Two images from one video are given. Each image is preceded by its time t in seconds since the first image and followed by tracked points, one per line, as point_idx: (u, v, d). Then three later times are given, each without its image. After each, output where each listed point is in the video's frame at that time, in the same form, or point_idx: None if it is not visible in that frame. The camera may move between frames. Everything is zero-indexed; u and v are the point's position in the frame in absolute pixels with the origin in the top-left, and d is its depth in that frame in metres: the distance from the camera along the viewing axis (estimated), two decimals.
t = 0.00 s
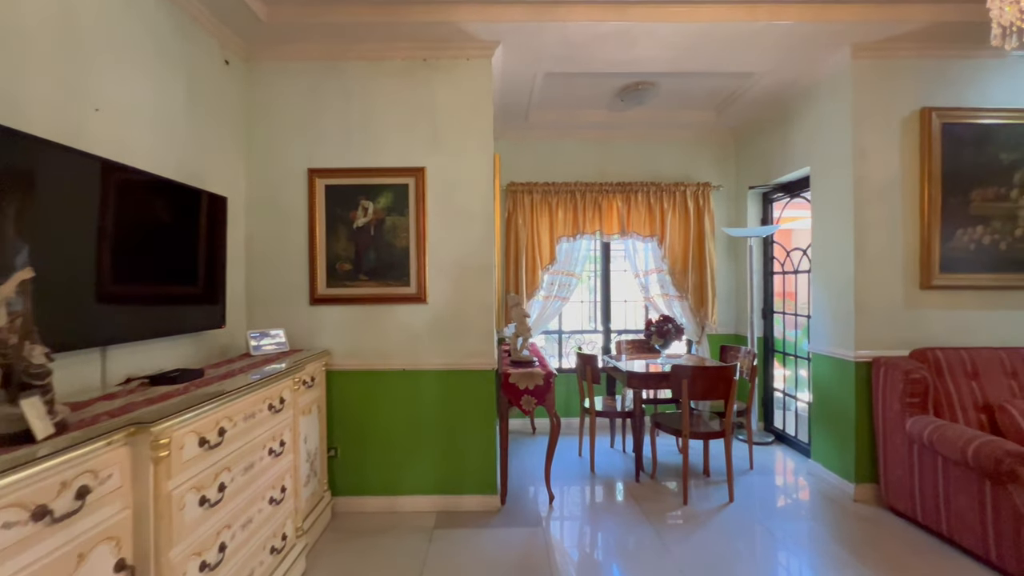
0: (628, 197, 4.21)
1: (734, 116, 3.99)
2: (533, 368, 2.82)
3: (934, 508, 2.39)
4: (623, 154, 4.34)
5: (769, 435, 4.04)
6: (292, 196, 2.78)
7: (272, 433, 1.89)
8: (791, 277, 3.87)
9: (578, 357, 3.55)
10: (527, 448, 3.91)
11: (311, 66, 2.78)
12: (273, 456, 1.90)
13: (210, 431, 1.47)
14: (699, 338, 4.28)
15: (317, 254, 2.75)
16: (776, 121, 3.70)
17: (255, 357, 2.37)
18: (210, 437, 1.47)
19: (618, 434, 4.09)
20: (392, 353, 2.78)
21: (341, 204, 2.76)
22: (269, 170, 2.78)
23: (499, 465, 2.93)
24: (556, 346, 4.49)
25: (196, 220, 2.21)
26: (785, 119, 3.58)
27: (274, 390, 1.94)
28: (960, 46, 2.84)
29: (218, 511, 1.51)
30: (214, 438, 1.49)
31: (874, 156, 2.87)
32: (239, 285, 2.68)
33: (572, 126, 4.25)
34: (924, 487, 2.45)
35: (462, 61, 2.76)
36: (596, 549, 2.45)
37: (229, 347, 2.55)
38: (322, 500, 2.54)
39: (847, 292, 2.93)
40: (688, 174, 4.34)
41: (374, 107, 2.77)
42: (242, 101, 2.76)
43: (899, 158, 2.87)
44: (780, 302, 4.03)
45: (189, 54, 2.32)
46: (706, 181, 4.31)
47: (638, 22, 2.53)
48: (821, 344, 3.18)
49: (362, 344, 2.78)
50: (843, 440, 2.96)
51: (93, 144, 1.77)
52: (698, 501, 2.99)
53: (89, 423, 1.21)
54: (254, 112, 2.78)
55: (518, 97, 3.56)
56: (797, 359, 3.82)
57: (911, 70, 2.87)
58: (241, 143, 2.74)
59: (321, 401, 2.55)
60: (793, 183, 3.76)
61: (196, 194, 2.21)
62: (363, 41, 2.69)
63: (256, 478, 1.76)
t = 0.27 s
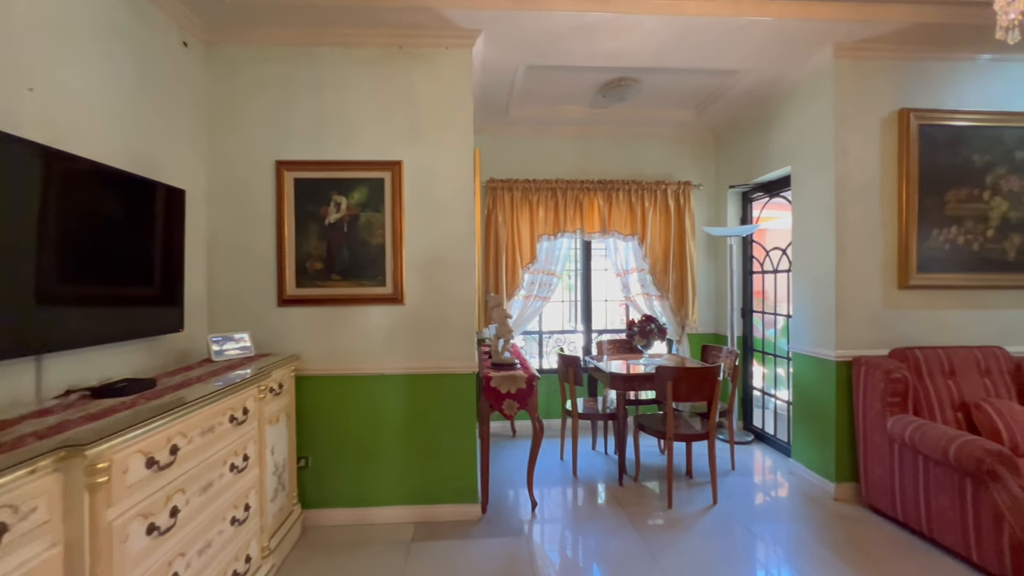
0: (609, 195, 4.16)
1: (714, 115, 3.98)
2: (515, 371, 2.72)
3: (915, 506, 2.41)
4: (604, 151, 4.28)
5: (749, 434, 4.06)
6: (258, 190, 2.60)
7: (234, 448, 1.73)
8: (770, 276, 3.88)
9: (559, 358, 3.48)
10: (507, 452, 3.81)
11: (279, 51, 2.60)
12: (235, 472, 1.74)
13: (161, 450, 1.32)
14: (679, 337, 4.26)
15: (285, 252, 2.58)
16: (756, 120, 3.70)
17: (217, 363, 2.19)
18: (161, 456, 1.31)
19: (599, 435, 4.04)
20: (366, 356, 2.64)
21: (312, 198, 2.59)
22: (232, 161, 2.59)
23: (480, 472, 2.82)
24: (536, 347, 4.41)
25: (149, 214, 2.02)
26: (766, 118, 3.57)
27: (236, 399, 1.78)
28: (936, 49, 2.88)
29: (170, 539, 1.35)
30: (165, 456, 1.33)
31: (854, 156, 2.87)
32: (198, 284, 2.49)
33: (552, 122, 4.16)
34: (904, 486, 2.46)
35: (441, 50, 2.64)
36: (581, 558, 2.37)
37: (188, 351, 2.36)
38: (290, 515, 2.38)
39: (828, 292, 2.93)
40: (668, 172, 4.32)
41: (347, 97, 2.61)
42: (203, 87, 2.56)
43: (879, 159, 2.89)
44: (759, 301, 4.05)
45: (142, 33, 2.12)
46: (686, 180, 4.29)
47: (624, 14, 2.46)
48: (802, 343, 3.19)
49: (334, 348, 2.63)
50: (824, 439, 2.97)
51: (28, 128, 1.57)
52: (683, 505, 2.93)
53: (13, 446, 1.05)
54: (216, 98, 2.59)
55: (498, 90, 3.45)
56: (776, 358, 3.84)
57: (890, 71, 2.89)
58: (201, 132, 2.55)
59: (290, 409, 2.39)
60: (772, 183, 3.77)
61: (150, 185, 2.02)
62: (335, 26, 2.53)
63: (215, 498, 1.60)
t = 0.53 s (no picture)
0: (597, 191, 4.09)
1: (702, 111, 3.94)
2: (502, 371, 2.63)
3: (905, 505, 2.39)
4: (592, 147, 4.21)
5: (736, 432, 4.04)
6: (230, 182, 2.45)
7: (201, 458, 1.60)
8: (758, 274, 3.87)
9: (547, 357, 3.40)
10: (494, 454, 3.71)
11: (253, 35, 2.45)
12: (202, 485, 1.61)
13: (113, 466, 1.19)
14: (667, 336, 4.23)
15: (260, 247, 2.44)
16: (744, 116, 3.68)
17: (185, 366, 2.05)
18: (114, 472, 1.19)
19: (587, 436, 3.97)
20: (347, 357, 2.52)
21: (288, 191, 2.46)
22: (203, 151, 2.44)
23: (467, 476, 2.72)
24: (523, 346, 4.32)
25: (110, 206, 1.87)
26: (754, 114, 3.54)
27: (204, 406, 1.64)
28: (924, 46, 2.88)
29: (124, 564, 1.22)
30: (118, 472, 1.20)
31: (844, 153, 2.86)
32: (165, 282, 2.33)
33: (539, 117, 4.07)
34: (895, 485, 2.45)
35: (425, 38, 2.52)
36: (572, 564, 2.30)
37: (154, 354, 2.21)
38: (266, 526, 2.25)
39: (818, 289, 2.91)
40: (656, 169, 4.27)
41: (326, 84, 2.48)
42: (170, 71, 2.40)
43: (868, 156, 2.87)
44: (747, 299, 4.03)
45: (102, 10, 1.96)
46: (674, 177, 4.25)
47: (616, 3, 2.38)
48: (791, 341, 3.17)
49: (313, 349, 2.50)
50: (814, 438, 2.95)
51: None
52: (674, 506, 2.87)
53: None
54: (184, 83, 2.43)
55: (484, 81, 3.35)
56: (763, 356, 3.83)
57: (879, 68, 2.88)
58: (168, 119, 2.39)
59: (266, 413, 2.25)
60: (760, 180, 3.75)
61: (111, 175, 1.87)
62: (313, 9, 2.39)
63: (178, 514, 1.47)
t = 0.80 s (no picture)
0: (589, 189, 4.01)
1: (695, 108, 3.88)
2: (493, 374, 2.52)
3: (905, 509, 2.34)
4: (584, 144, 4.13)
5: (730, 434, 3.99)
6: (205, 175, 2.31)
7: (165, 472, 1.47)
8: (752, 274, 3.82)
9: (539, 359, 3.30)
10: (484, 458, 3.60)
11: (229, 19, 2.32)
12: (167, 501, 1.49)
13: (58, 485, 1.06)
14: (660, 336, 4.16)
15: (237, 244, 2.31)
16: (738, 114, 3.62)
17: (154, 371, 1.91)
18: (59, 492, 1.06)
19: (579, 439, 3.89)
20: (330, 360, 2.39)
21: (267, 185, 2.33)
22: (175, 142, 2.30)
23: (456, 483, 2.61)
24: (514, 347, 4.23)
25: (72, 198, 1.73)
26: (748, 111, 3.49)
27: (170, 415, 1.51)
28: (919, 43, 2.85)
29: None
30: (65, 492, 1.08)
31: (841, 150, 2.81)
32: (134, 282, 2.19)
33: (530, 113, 3.98)
34: (893, 488, 2.40)
35: (412, 25, 2.41)
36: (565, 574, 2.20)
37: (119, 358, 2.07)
38: (241, 539, 2.12)
39: (814, 289, 2.86)
40: (648, 167, 4.21)
41: (307, 73, 2.36)
42: (140, 56, 2.26)
43: (864, 153, 2.83)
44: (740, 299, 3.98)
45: None
46: (667, 175, 4.19)
47: None
48: (786, 342, 3.11)
49: (293, 351, 2.37)
50: (809, 440, 2.90)
51: None
52: (669, 512, 2.78)
53: None
54: (155, 70, 2.29)
55: (474, 74, 3.24)
56: (757, 357, 3.78)
57: (875, 65, 2.84)
58: (137, 107, 2.25)
59: (242, 420, 2.12)
60: (753, 178, 3.70)
61: (74, 166, 1.73)
62: None
63: (138, 535, 1.34)
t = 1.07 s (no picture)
0: (580, 187, 3.93)
1: (687, 106, 3.83)
2: (483, 378, 2.43)
3: (902, 513, 2.31)
4: (575, 142, 4.06)
5: (722, 436, 3.95)
6: (177, 168, 2.18)
7: (127, 489, 1.36)
8: (744, 274, 3.78)
9: (531, 361, 3.22)
10: (474, 463, 3.51)
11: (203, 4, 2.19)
12: (129, 520, 1.37)
13: None
14: (652, 337, 4.10)
15: (212, 242, 2.18)
16: (731, 112, 3.58)
17: (120, 378, 1.79)
18: None
19: (570, 442, 3.82)
20: (311, 364, 2.28)
21: (244, 180, 2.20)
22: (145, 134, 2.17)
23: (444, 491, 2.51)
24: (504, 348, 4.14)
25: (32, 194, 1.60)
26: (741, 109, 3.45)
27: (133, 427, 1.39)
28: (913, 41, 2.82)
29: None
30: (5, 519, 0.96)
31: (835, 148, 2.77)
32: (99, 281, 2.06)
33: (520, 109, 3.90)
34: (890, 492, 2.36)
35: (398, 14, 2.31)
36: None
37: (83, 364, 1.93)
38: (216, 555, 2.00)
39: (809, 289, 2.82)
40: (640, 165, 4.15)
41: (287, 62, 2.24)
42: (107, 42, 2.12)
43: (859, 151, 2.80)
44: (732, 299, 3.94)
45: None
46: (659, 174, 4.14)
47: None
48: (780, 343, 3.07)
49: (272, 355, 2.25)
50: (804, 443, 2.86)
51: None
52: (664, 517, 2.71)
53: None
54: (123, 56, 2.15)
55: (463, 68, 3.15)
56: (749, 357, 3.74)
57: (869, 62, 2.81)
58: (104, 96, 2.11)
59: (217, 429, 2.01)
60: (746, 177, 3.66)
61: (36, 160, 1.61)
62: None
63: (95, 560, 1.23)
